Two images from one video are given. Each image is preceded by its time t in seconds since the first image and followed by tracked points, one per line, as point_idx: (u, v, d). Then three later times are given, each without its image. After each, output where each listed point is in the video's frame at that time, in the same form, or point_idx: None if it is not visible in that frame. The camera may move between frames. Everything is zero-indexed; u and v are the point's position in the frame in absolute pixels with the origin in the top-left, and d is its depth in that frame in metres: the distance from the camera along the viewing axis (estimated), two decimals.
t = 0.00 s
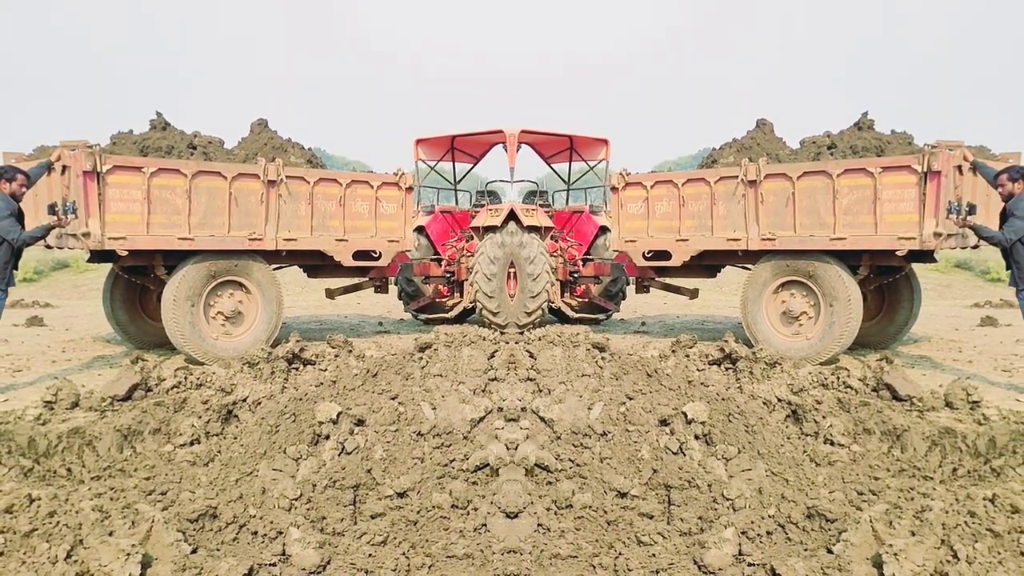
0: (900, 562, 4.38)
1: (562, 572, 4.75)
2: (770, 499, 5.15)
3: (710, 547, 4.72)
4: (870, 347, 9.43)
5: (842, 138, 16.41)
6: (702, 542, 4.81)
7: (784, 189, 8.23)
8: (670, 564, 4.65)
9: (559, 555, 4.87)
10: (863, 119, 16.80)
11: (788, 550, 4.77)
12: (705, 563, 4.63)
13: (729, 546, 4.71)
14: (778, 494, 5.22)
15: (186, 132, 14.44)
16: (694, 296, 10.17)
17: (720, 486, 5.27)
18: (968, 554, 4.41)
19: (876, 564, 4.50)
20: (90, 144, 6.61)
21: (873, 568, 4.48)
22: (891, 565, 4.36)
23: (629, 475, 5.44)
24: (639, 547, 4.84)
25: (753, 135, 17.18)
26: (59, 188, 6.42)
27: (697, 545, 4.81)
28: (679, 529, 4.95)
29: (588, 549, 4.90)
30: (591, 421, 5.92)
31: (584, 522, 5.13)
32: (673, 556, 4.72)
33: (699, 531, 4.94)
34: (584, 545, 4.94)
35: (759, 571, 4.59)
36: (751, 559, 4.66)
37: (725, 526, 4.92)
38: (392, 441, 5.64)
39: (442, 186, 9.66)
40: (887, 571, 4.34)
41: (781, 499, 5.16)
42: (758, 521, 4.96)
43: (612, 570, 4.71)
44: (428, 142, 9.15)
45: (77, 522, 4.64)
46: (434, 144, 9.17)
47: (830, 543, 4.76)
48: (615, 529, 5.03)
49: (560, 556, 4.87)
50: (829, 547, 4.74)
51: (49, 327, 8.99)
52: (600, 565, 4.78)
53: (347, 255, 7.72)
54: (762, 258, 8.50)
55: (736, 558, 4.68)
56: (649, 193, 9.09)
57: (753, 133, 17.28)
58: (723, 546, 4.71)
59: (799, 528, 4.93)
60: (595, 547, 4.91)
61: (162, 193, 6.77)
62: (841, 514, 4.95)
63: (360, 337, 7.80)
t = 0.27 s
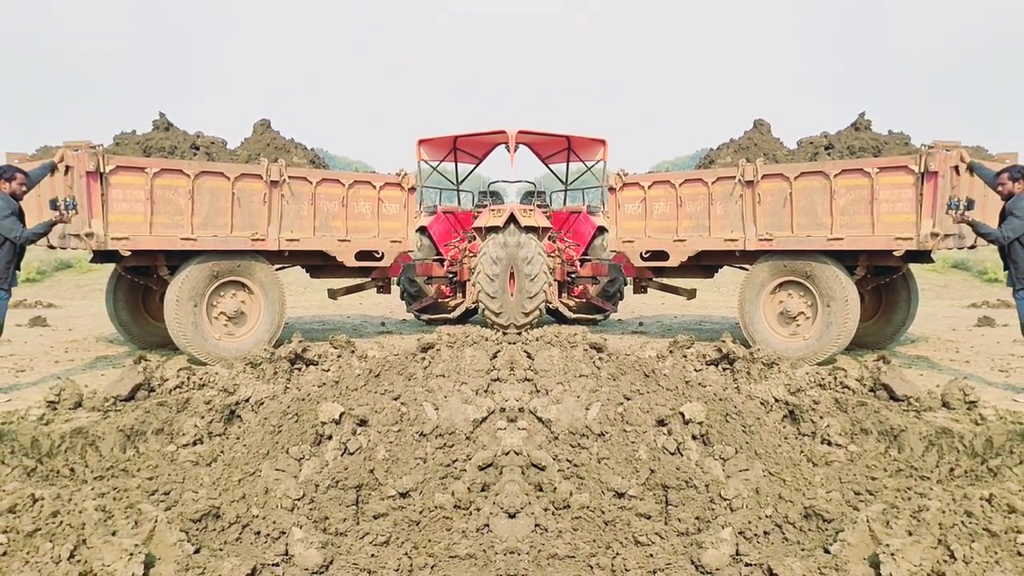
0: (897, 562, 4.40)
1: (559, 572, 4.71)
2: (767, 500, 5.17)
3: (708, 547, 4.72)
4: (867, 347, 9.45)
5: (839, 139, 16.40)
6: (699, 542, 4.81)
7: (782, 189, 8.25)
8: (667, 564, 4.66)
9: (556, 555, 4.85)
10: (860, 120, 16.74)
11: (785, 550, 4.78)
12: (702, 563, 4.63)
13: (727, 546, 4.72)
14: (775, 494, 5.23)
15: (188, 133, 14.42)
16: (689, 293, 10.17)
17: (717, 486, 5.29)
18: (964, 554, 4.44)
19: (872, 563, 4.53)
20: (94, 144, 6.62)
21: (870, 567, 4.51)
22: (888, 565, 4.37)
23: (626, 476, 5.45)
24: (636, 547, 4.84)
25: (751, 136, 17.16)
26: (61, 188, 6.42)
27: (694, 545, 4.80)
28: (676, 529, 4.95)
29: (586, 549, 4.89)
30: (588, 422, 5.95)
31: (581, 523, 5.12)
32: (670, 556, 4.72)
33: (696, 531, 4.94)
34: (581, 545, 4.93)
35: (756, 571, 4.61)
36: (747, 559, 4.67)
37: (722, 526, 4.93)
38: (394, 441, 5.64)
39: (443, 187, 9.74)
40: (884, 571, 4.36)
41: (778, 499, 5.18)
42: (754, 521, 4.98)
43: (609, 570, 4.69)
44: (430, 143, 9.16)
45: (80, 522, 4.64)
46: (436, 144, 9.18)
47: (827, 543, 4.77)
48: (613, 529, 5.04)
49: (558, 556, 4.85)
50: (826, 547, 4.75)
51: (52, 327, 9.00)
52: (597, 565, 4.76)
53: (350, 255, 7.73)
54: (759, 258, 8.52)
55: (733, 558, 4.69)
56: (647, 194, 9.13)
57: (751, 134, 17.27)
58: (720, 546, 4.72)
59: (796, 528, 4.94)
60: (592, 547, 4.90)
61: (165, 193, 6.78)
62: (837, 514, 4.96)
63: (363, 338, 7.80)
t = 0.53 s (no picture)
0: (896, 563, 4.40)
1: (560, 573, 4.71)
2: (767, 501, 5.17)
3: (708, 548, 4.72)
4: (867, 348, 9.45)
5: (839, 140, 16.36)
6: (699, 543, 4.80)
7: (781, 191, 8.25)
8: (667, 565, 4.65)
9: (556, 557, 4.83)
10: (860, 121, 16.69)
11: (785, 551, 4.79)
12: (702, 564, 4.64)
13: (727, 548, 4.71)
14: (775, 495, 5.22)
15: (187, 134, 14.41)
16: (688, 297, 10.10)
17: (717, 488, 5.28)
18: (964, 555, 4.45)
19: (872, 565, 4.55)
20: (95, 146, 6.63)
21: (869, 568, 4.53)
22: (889, 566, 4.37)
23: (626, 477, 5.45)
24: (636, 549, 4.84)
25: (751, 137, 17.13)
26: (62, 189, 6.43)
27: (694, 546, 4.80)
28: (676, 531, 4.96)
29: (587, 550, 4.87)
30: (588, 423, 5.94)
31: (581, 524, 5.11)
32: (670, 557, 4.72)
33: (696, 532, 4.94)
34: (581, 546, 4.92)
35: (756, 572, 4.61)
36: (747, 560, 4.69)
37: (722, 527, 4.93)
38: (394, 443, 5.64)
39: (444, 188, 9.73)
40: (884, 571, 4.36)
41: (778, 500, 5.18)
42: (754, 522, 4.99)
43: (609, 572, 4.68)
44: (430, 145, 9.17)
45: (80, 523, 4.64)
46: (437, 146, 9.20)
47: (827, 544, 4.78)
48: (613, 531, 5.03)
49: (558, 557, 4.83)
50: (825, 549, 4.76)
51: (53, 328, 9.00)
52: (598, 566, 4.74)
53: (350, 256, 7.73)
54: (758, 259, 8.51)
55: (733, 559, 4.69)
56: (646, 195, 9.12)
57: (750, 135, 17.23)
58: (720, 547, 4.72)
59: (796, 530, 4.95)
60: (592, 548, 4.89)
61: (166, 194, 6.78)
62: (838, 515, 4.97)
63: (363, 339, 7.80)
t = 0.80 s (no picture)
0: (898, 565, 4.38)
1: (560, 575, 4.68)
2: (768, 504, 5.14)
3: (708, 551, 4.70)
4: (868, 350, 9.44)
5: (840, 142, 16.32)
6: (699, 546, 4.78)
7: (782, 193, 8.25)
8: (668, 568, 4.63)
9: (557, 559, 4.81)
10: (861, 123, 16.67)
11: (786, 554, 4.75)
12: (703, 567, 4.61)
13: (727, 550, 4.70)
14: (776, 498, 5.20)
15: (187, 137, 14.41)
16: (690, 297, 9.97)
17: (718, 490, 5.26)
18: (965, 557, 4.44)
19: (873, 567, 4.53)
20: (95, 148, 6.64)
21: (871, 571, 4.50)
22: (889, 568, 4.35)
23: (627, 480, 5.43)
24: (637, 551, 4.81)
25: (751, 139, 17.09)
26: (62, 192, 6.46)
27: (695, 549, 4.78)
28: (677, 534, 4.92)
29: (587, 553, 4.85)
30: (589, 426, 5.93)
31: (582, 526, 5.10)
32: (671, 560, 4.69)
33: (697, 536, 4.91)
34: (582, 550, 4.89)
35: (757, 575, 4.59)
36: (748, 563, 4.66)
37: (723, 530, 4.90)
38: (393, 445, 5.63)
39: (444, 191, 9.70)
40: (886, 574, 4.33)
41: (779, 503, 5.16)
42: (756, 525, 4.95)
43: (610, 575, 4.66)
44: (430, 147, 9.19)
45: (79, 526, 4.64)
46: (436, 148, 9.20)
47: (828, 547, 4.76)
48: (613, 533, 5.01)
49: (558, 560, 4.81)
50: (826, 551, 4.74)
51: (52, 331, 9.00)
52: (598, 569, 4.72)
53: (349, 258, 7.72)
54: (759, 262, 8.50)
55: (734, 562, 4.67)
56: (647, 198, 9.11)
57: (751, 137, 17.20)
58: (721, 550, 4.70)
59: (798, 532, 4.92)
60: (593, 551, 4.87)
61: (165, 197, 6.79)
62: (839, 517, 4.97)
63: (363, 341, 7.79)
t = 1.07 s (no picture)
0: (899, 569, 4.35)
1: None
2: (769, 507, 5.12)
3: (709, 554, 4.68)
4: (868, 353, 9.43)
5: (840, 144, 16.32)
6: (700, 549, 4.75)
7: (782, 196, 8.25)
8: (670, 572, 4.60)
9: (558, 563, 4.78)
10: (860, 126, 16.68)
11: (786, 557, 4.72)
12: (702, 570, 4.58)
13: (728, 554, 4.67)
14: (777, 501, 5.18)
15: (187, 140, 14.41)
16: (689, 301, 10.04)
17: (718, 493, 5.23)
18: (966, 560, 4.42)
19: (874, 570, 4.49)
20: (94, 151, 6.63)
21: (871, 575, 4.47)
22: (891, 572, 4.33)
23: (627, 483, 5.43)
24: (637, 555, 4.81)
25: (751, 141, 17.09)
26: (62, 194, 6.47)
27: (696, 553, 4.75)
28: (677, 537, 4.91)
29: (587, 557, 4.86)
30: (589, 429, 5.93)
31: (582, 530, 5.10)
32: (672, 564, 4.67)
33: (697, 539, 4.89)
34: (583, 553, 4.91)
35: None
36: (749, 567, 4.62)
37: (723, 533, 4.86)
38: (393, 449, 5.62)
39: (444, 194, 9.71)
40: None
41: (780, 506, 5.14)
42: (756, 528, 4.93)
43: None
44: (430, 150, 9.19)
45: (78, 529, 4.63)
46: (437, 152, 9.20)
47: (829, 550, 4.73)
48: (614, 537, 5.03)
49: (559, 564, 4.78)
50: (827, 555, 4.70)
51: (52, 334, 8.99)
52: (598, 571, 4.69)
53: (349, 261, 7.72)
54: (759, 265, 8.50)
55: (734, 566, 4.64)
56: (647, 201, 9.10)
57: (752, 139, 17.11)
58: (721, 554, 4.67)
59: (798, 536, 4.90)
60: (593, 555, 4.88)
61: (165, 200, 6.78)
62: (840, 521, 4.94)
63: (363, 344, 7.79)
